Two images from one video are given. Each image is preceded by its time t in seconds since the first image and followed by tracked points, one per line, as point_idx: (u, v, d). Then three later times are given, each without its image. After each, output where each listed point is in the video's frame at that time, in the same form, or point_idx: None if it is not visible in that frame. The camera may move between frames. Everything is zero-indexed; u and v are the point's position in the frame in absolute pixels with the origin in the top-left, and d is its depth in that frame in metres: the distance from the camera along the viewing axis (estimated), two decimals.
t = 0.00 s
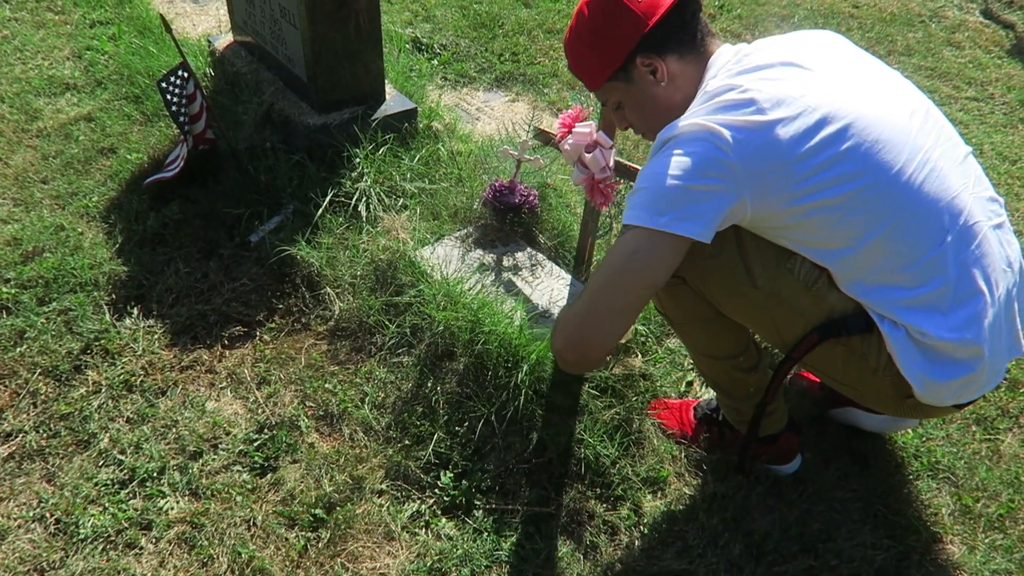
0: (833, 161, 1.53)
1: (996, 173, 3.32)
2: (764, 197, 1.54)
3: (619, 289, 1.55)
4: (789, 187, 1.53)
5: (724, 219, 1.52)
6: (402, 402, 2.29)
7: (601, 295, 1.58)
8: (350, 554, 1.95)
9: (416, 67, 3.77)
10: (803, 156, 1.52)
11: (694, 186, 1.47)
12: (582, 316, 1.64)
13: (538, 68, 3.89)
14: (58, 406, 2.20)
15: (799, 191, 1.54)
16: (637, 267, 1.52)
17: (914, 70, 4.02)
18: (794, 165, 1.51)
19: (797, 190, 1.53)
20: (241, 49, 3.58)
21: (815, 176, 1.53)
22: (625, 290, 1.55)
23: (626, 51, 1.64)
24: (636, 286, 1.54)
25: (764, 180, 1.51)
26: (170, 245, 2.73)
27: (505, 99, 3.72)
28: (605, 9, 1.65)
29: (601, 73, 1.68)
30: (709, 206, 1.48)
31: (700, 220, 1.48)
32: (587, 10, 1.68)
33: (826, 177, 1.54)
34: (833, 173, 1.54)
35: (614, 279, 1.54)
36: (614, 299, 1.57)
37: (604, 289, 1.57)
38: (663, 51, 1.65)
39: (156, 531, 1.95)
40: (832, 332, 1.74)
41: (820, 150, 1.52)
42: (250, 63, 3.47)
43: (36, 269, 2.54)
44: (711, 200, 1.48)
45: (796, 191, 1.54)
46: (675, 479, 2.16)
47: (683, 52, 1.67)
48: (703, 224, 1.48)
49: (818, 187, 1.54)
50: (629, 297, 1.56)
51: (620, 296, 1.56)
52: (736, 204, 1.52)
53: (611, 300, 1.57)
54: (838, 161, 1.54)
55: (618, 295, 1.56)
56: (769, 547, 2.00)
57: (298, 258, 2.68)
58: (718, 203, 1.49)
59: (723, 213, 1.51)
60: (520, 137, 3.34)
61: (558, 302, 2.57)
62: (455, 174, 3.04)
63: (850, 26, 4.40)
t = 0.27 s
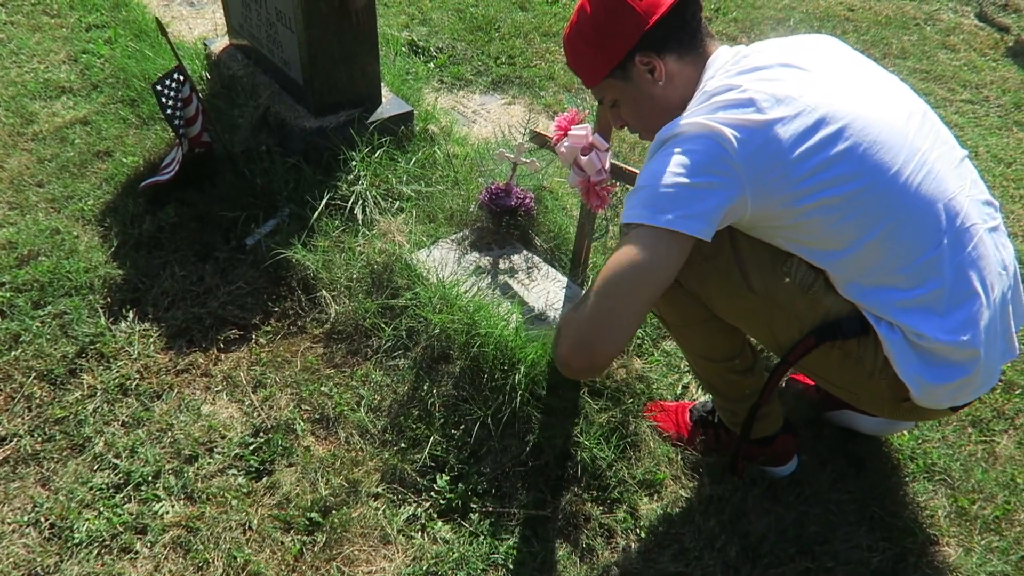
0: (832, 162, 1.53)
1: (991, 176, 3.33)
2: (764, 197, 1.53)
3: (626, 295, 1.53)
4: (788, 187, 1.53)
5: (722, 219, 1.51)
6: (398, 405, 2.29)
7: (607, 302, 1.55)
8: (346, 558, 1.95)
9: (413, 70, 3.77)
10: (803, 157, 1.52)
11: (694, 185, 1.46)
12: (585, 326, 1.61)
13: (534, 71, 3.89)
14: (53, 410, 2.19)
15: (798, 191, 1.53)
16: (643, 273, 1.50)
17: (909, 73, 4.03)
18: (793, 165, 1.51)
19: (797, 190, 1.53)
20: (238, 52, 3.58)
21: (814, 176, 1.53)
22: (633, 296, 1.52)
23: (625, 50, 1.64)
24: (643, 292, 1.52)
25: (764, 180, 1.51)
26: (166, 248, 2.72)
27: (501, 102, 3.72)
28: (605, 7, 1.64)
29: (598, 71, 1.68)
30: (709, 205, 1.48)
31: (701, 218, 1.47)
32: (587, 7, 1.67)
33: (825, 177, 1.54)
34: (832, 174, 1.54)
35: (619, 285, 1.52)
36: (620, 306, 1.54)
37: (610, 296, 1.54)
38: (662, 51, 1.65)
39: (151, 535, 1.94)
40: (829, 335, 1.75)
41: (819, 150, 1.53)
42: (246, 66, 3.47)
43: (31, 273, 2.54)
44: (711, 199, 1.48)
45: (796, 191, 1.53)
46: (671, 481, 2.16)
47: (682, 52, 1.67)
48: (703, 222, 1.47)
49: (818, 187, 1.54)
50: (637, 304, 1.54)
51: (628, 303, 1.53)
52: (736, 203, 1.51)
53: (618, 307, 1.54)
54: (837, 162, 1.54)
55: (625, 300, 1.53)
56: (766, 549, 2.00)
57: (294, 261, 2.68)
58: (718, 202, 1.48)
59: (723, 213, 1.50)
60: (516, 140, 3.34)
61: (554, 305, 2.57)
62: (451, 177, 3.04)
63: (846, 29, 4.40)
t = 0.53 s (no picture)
0: (822, 165, 1.54)
1: (983, 176, 3.34)
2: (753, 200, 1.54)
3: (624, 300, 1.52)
4: (777, 191, 1.54)
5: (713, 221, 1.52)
6: (393, 409, 2.29)
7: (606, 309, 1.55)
8: (341, 562, 1.94)
9: (406, 73, 3.77)
10: (793, 160, 1.52)
11: (685, 186, 1.46)
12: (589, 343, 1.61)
13: (528, 74, 3.89)
14: (45, 416, 2.18)
15: (787, 194, 1.54)
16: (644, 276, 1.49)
17: (901, 75, 4.05)
18: (783, 169, 1.52)
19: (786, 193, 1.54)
20: (230, 56, 3.58)
21: (803, 180, 1.54)
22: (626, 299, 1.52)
23: (624, 46, 1.63)
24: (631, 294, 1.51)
25: (754, 184, 1.52)
26: (159, 253, 2.72)
27: (495, 104, 3.72)
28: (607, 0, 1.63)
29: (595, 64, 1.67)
30: (700, 207, 1.47)
31: (692, 219, 1.47)
32: None
33: (815, 180, 1.54)
34: (821, 178, 1.54)
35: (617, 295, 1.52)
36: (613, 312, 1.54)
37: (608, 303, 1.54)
38: (660, 48, 1.66)
39: (145, 541, 1.93)
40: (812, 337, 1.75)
41: (810, 154, 1.53)
42: (239, 70, 3.47)
43: (24, 278, 2.53)
44: (702, 201, 1.47)
45: (785, 194, 1.54)
46: (666, 483, 2.16)
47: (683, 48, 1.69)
48: (693, 224, 1.47)
49: (807, 190, 1.55)
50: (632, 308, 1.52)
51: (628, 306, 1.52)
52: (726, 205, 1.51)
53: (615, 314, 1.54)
54: (827, 165, 1.55)
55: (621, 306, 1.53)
56: (760, 551, 2.00)
57: (287, 265, 2.67)
58: (708, 204, 1.48)
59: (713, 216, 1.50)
60: (509, 142, 3.34)
61: (548, 309, 2.56)
62: (445, 180, 3.04)
63: (838, 31, 4.42)
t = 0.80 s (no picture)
0: (815, 149, 1.53)
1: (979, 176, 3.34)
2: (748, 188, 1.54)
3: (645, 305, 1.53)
4: (772, 178, 1.53)
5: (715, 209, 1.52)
6: (391, 410, 2.28)
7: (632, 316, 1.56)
8: (339, 564, 1.94)
9: (403, 74, 3.76)
10: (785, 145, 1.52)
11: (678, 179, 1.46)
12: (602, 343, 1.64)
13: (524, 75, 3.89)
14: (42, 420, 2.18)
15: (781, 181, 1.54)
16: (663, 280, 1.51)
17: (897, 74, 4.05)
18: (776, 155, 1.51)
19: (780, 181, 1.54)
20: (226, 58, 3.57)
21: (797, 166, 1.53)
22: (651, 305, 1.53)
23: (611, 35, 1.62)
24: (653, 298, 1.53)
25: (747, 171, 1.51)
26: (155, 255, 2.71)
27: (491, 105, 3.72)
28: None
29: (582, 54, 1.66)
30: (694, 200, 1.48)
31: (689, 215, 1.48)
32: None
33: (808, 164, 1.54)
34: (816, 161, 1.54)
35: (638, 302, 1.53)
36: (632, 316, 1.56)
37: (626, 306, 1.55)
38: (649, 37, 1.65)
39: (142, 544, 1.93)
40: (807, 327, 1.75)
41: (802, 137, 1.53)
42: (235, 72, 3.46)
43: (19, 281, 2.52)
44: (697, 194, 1.48)
45: (779, 181, 1.54)
46: (664, 484, 2.16)
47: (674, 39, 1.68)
48: (694, 218, 1.48)
49: (801, 176, 1.54)
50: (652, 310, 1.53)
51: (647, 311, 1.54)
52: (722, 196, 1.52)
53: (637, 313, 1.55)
54: (818, 148, 1.54)
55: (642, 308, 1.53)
56: (759, 551, 2.00)
57: (284, 267, 2.66)
58: (703, 197, 1.48)
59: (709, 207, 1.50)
60: (506, 143, 3.34)
61: (545, 309, 2.56)
62: (441, 181, 3.03)
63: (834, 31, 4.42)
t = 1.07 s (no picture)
0: (830, 43, 1.45)
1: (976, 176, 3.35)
2: (775, 93, 1.42)
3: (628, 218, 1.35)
4: (796, 80, 1.43)
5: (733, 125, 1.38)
6: (389, 411, 2.28)
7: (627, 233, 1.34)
8: (337, 565, 1.94)
9: (400, 74, 3.76)
10: (804, 46, 1.43)
11: (700, 89, 1.34)
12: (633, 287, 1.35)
13: (521, 75, 3.89)
14: (39, 421, 2.17)
15: (806, 83, 1.44)
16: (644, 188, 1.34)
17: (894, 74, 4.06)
18: (795, 54, 1.42)
19: (807, 84, 1.44)
20: (224, 58, 3.57)
21: (819, 65, 1.44)
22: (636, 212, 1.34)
23: None
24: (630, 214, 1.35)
25: (772, 75, 1.41)
26: (153, 256, 2.71)
27: (489, 106, 3.72)
28: None
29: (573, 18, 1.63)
30: (722, 109, 1.35)
31: (712, 128, 1.33)
32: None
33: (829, 55, 1.45)
34: (836, 54, 1.45)
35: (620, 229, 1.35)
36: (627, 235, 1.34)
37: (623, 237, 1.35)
38: None
39: (139, 545, 1.92)
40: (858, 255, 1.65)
41: (816, 34, 1.44)
42: (232, 72, 3.46)
43: (17, 282, 2.51)
44: (721, 104, 1.35)
45: (808, 78, 1.44)
46: (662, 483, 2.16)
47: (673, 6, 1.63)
48: (716, 143, 1.33)
49: (825, 72, 1.45)
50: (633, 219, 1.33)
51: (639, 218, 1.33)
52: (748, 104, 1.39)
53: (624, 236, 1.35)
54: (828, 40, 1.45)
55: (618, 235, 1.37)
56: (758, 550, 2.00)
57: (282, 268, 2.66)
58: (729, 105, 1.36)
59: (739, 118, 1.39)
60: (504, 143, 3.33)
61: (543, 309, 2.56)
62: (439, 181, 3.03)
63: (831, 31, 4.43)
